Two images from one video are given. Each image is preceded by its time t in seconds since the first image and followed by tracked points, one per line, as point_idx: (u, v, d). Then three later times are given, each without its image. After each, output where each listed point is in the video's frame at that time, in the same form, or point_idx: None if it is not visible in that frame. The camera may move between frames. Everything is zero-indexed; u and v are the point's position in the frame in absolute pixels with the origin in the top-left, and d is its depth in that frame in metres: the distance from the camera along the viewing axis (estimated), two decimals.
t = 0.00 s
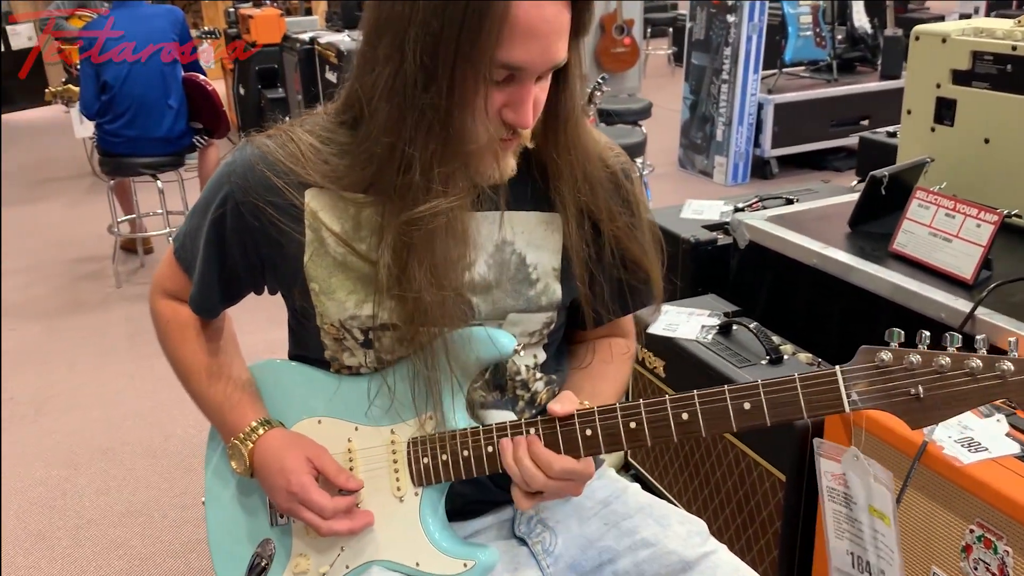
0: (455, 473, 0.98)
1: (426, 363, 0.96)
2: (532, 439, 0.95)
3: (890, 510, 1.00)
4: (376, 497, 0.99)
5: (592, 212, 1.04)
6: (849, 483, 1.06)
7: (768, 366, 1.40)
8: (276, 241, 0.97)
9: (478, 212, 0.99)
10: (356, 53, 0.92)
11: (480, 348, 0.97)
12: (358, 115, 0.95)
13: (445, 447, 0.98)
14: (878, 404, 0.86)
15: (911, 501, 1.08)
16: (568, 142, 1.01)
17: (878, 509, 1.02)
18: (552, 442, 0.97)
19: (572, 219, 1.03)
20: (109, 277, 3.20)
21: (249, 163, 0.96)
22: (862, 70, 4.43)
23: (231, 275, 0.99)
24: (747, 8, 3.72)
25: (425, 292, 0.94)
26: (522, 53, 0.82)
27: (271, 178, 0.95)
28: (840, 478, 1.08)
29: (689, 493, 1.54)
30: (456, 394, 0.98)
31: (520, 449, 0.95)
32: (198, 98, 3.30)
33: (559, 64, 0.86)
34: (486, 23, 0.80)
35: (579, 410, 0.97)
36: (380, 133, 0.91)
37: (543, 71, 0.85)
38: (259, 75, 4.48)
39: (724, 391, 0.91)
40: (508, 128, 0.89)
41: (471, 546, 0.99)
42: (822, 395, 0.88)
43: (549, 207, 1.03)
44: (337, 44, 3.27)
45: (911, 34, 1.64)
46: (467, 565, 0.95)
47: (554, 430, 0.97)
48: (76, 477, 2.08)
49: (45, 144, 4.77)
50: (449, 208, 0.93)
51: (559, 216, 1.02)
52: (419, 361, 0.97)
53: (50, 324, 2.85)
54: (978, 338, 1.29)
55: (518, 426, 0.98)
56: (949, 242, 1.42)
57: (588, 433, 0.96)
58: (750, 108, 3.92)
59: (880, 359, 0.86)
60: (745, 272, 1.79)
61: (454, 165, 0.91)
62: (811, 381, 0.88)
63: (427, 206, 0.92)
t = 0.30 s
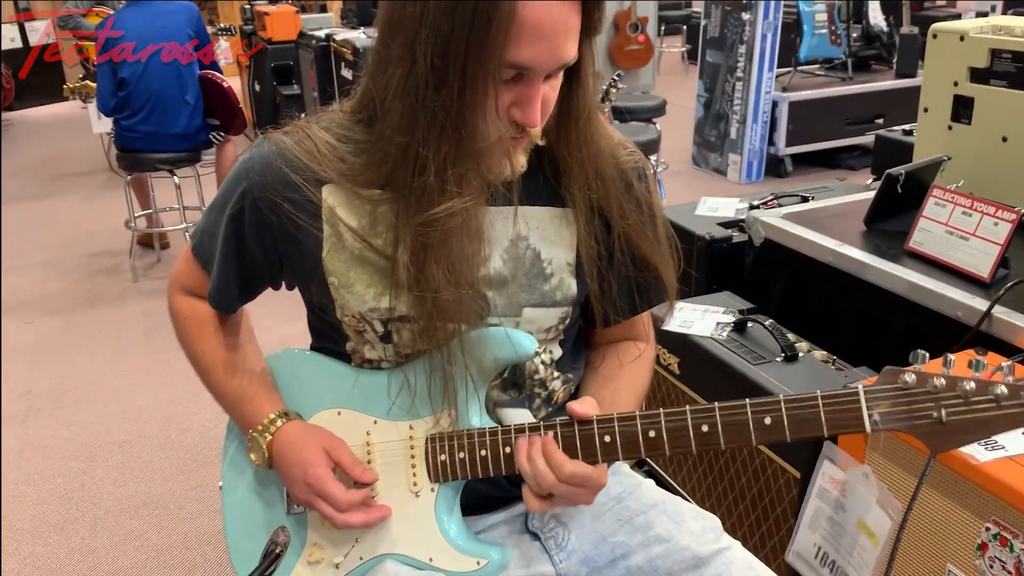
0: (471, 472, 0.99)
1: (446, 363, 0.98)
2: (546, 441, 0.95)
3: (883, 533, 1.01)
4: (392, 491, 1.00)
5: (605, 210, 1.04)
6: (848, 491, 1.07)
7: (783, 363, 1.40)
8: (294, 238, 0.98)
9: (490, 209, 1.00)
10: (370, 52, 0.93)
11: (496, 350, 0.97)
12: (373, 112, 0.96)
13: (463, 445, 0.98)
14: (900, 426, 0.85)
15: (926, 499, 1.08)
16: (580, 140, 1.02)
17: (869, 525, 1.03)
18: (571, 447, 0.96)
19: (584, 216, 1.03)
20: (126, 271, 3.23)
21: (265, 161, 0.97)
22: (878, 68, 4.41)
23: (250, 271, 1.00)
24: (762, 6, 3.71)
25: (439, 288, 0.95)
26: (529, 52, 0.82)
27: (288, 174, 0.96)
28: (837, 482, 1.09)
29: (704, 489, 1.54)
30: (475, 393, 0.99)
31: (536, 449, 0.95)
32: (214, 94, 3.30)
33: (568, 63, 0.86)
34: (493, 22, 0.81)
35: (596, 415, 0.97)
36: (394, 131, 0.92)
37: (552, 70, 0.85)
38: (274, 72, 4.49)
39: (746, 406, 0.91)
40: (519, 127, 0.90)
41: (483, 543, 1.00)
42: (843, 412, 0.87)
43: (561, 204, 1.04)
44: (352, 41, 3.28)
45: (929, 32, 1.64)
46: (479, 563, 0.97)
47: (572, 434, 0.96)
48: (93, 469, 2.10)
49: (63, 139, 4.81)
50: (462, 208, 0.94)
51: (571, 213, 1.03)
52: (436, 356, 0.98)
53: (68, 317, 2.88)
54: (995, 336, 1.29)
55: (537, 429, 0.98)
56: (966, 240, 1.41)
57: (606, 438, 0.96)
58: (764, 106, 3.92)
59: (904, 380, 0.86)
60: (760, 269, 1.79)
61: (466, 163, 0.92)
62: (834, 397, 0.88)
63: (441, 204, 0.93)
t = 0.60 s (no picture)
0: (492, 462, 0.99)
1: (461, 353, 0.98)
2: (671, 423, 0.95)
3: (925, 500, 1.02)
4: (410, 480, 1.01)
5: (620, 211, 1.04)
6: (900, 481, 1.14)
7: (799, 361, 1.40)
8: (314, 233, 0.99)
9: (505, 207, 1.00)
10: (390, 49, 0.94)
11: (508, 342, 0.97)
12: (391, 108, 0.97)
13: (483, 435, 0.99)
14: (921, 404, 0.87)
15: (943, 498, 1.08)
16: (597, 139, 1.02)
17: (925, 512, 1.10)
18: (591, 435, 0.97)
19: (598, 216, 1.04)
20: (143, 268, 3.25)
21: (287, 155, 0.98)
22: (894, 67, 4.39)
23: (271, 265, 1.01)
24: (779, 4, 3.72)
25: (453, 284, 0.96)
26: (542, 46, 0.83)
27: (310, 169, 0.97)
28: (889, 476, 1.15)
29: (720, 487, 1.54)
30: (492, 383, 1.00)
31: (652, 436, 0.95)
32: (229, 93, 3.33)
33: (583, 59, 0.87)
34: (507, 19, 0.81)
35: (617, 406, 0.97)
36: (411, 127, 0.92)
37: (568, 65, 0.86)
38: (289, 70, 4.48)
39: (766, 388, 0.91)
40: (534, 122, 0.90)
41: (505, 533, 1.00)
42: (864, 395, 0.88)
43: (577, 202, 1.04)
44: (367, 39, 3.29)
45: (947, 29, 1.62)
46: (503, 552, 0.96)
47: (593, 423, 0.97)
48: (111, 464, 2.12)
49: (80, 136, 4.85)
50: (476, 204, 0.94)
51: (587, 212, 1.04)
52: (449, 351, 0.98)
53: (86, 313, 2.90)
54: (1013, 335, 1.29)
55: (558, 417, 0.98)
56: (983, 239, 1.41)
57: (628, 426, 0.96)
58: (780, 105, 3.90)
59: (924, 359, 0.87)
60: (776, 267, 1.79)
61: (481, 159, 0.92)
62: (854, 381, 0.89)
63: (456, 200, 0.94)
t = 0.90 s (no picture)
0: (503, 465, 1.00)
1: (474, 356, 0.99)
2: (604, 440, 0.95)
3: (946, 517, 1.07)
4: (424, 484, 1.01)
5: (635, 218, 1.05)
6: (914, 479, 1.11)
7: (810, 363, 1.41)
8: (334, 232, 1.00)
9: (522, 209, 1.01)
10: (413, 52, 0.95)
11: (521, 346, 0.99)
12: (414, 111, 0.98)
13: (494, 439, 1.00)
14: (933, 419, 0.88)
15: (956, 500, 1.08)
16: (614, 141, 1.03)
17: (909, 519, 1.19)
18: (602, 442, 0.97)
19: (615, 220, 1.04)
20: (153, 269, 3.27)
21: (311, 153, 0.99)
22: (903, 69, 4.39)
23: (292, 263, 1.02)
24: (787, 7, 3.70)
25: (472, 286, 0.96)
26: (555, 51, 0.83)
27: (332, 169, 0.98)
28: (903, 471, 1.12)
29: (730, 487, 1.54)
30: (503, 386, 1.01)
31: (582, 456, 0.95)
32: (239, 95, 3.34)
33: (598, 63, 0.87)
34: (522, 24, 0.82)
35: (628, 411, 0.97)
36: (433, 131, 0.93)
37: (583, 69, 0.86)
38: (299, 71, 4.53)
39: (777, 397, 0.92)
40: (550, 128, 0.90)
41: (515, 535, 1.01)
42: (875, 408, 0.89)
43: (594, 207, 1.05)
44: (377, 41, 3.30)
45: (958, 31, 1.62)
46: (512, 554, 0.98)
47: (605, 429, 0.97)
48: (123, 463, 2.13)
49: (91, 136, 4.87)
50: (493, 207, 0.94)
51: (603, 217, 1.04)
52: (464, 352, 0.99)
53: (96, 313, 2.92)
54: None
55: (569, 423, 0.98)
56: (995, 240, 1.41)
57: (638, 433, 0.96)
58: (789, 107, 3.90)
59: (937, 375, 0.87)
60: (785, 269, 1.79)
61: (501, 164, 0.93)
62: (867, 392, 0.90)
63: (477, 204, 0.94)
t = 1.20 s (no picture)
0: (509, 468, 1.00)
1: (480, 357, 0.99)
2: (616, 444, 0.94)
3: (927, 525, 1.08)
4: (430, 488, 1.02)
5: (642, 218, 1.04)
6: (886, 493, 1.15)
7: (812, 366, 1.41)
8: (343, 233, 1.00)
9: (528, 209, 1.01)
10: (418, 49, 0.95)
11: (527, 348, 0.99)
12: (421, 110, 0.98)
13: (501, 442, 1.00)
14: (940, 424, 0.89)
15: (961, 503, 1.08)
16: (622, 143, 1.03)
17: (914, 522, 1.10)
18: (608, 445, 0.98)
19: (624, 217, 1.04)
20: (154, 272, 3.28)
21: (321, 154, 0.99)
22: (903, 73, 4.39)
23: (300, 264, 1.02)
24: (788, 10, 3.71)
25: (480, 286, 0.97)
26: (541, 41, 0.84)
27: (341, 169, 0.98)
28: (872, 486, 1.17)
29: (733, 491, 1.55)
30: (509, 388, 1.01)
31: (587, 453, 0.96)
32: (241, 98, 3.35)
33: (593, 54, 0.87)
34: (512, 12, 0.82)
35: (634, 412, 0.98)
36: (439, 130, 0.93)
37: (574, 59, 0.86)
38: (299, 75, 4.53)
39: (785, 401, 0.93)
40: (545, 120, 0.90)
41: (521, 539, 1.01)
42: (883, 411, 0.90)
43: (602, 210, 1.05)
44: (378, 45, 3.31)
45: (959, 35, 1.62)
46: (518, 558, 0.98)
47: (611, 433, 0.97)
48: (125, 466, 2.13)
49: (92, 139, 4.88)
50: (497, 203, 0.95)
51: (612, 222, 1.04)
52: (472, 355, 0.99)
53: (98, 316, 2.92)
54: None
55: (575, 427, 0.99)
56: (997, 244, 1.41)
57: (645, 436, 0.96)
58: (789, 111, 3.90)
59: (945, 379, 0.89)
60: (788, 272, 1.80)
61: (506, 162, 0.93)
62: (874, 396, 0.91)
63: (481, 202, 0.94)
